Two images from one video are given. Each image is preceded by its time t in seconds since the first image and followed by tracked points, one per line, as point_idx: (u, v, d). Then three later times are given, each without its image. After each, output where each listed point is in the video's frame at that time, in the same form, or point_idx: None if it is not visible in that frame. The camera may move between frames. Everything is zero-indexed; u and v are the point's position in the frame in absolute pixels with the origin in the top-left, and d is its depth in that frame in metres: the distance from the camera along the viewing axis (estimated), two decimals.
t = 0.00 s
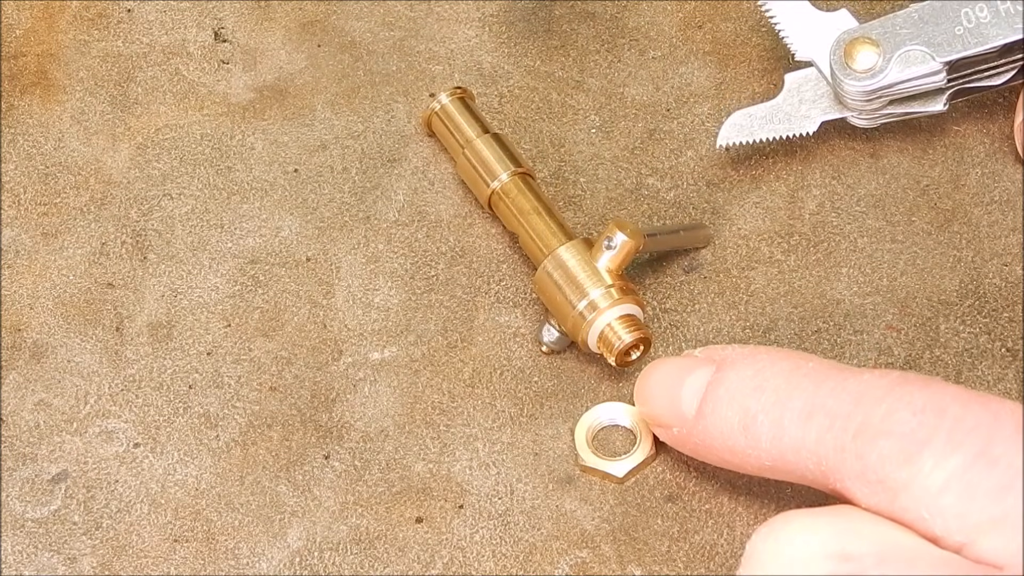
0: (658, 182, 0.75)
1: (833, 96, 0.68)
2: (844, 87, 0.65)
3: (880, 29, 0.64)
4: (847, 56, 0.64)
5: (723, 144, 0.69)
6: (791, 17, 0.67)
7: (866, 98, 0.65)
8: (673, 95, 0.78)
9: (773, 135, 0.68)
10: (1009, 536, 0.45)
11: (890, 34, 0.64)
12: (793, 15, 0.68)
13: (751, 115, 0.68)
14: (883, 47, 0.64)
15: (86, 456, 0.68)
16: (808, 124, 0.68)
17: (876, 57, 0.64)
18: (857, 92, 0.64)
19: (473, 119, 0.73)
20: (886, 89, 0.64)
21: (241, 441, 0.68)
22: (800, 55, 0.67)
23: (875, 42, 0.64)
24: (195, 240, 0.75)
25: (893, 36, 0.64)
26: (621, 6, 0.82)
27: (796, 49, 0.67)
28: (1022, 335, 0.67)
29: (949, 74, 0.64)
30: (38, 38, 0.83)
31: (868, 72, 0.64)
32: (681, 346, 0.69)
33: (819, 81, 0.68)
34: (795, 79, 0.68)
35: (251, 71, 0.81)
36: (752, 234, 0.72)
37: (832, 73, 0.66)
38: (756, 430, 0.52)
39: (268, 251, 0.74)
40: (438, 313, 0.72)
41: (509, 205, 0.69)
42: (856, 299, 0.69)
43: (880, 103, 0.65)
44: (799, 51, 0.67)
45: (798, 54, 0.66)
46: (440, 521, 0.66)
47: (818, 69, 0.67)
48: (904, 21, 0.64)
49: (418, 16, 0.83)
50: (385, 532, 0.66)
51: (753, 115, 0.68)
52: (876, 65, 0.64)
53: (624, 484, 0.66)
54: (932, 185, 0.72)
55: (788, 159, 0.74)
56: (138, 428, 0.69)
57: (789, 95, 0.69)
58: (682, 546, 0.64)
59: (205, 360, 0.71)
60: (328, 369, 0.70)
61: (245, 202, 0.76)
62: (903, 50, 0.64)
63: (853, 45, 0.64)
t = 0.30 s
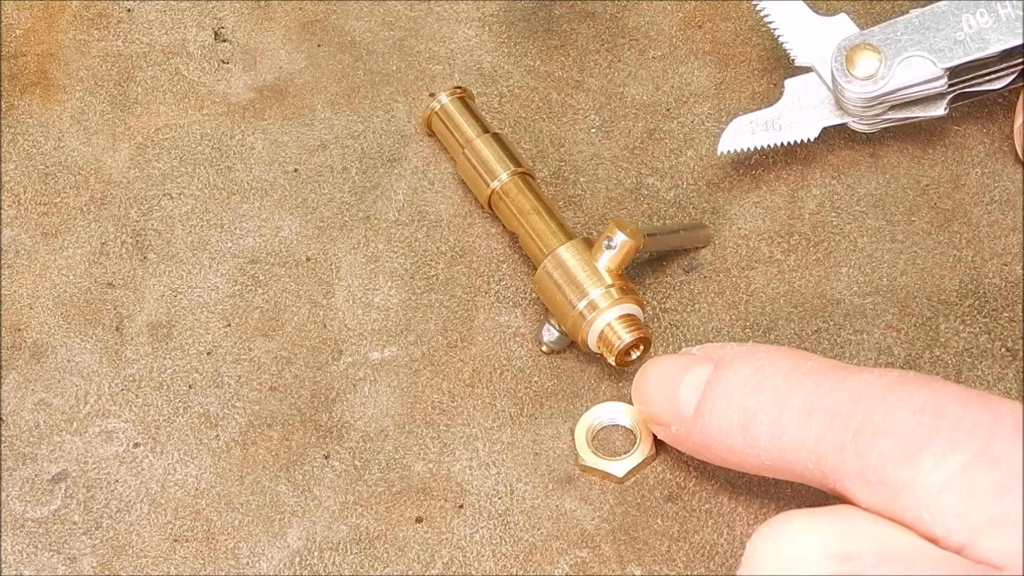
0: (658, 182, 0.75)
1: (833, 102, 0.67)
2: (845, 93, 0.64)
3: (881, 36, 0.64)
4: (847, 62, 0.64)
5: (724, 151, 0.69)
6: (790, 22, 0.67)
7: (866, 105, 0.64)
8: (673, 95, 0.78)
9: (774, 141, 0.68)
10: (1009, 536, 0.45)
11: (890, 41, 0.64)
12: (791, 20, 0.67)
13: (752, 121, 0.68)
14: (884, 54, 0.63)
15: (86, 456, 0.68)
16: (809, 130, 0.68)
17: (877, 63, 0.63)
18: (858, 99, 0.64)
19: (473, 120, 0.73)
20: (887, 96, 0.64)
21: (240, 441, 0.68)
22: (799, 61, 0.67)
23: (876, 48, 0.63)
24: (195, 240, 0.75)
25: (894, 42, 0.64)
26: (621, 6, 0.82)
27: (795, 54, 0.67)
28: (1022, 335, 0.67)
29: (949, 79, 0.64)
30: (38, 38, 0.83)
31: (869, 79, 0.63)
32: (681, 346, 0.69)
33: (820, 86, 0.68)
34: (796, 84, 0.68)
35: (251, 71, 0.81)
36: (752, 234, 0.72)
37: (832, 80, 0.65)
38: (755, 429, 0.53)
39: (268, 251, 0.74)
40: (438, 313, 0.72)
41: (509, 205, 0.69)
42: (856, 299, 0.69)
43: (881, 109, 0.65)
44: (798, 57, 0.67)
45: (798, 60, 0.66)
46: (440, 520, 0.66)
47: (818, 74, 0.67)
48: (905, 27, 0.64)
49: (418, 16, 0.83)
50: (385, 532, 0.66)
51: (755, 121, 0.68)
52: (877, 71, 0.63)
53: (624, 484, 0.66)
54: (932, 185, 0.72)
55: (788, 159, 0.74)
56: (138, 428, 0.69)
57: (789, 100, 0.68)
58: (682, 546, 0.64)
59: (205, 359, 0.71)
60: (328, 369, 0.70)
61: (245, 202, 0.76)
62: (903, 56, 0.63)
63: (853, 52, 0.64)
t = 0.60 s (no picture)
0: (658, 182, 0.75)
1: (833, 102, 0.67)
2: (846, 93, 0.64)
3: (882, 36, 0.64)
4: (849, 63, 0.64)
5: (727, 153, 0.69)
6: (791, 23, 0.67)
7: (867, 105, 0.64)
8: (673, 95, 0.78)
9: (777, 143, 0.68)
10: (1010, 538, 0.45)
11: (891, 42, 0.64)
12: (792, 22, 0.67)
13: (754, 122, 0.68)
14: (886, 54, 0.63)
15: (86, 456, 0.68)
16: (811, 131, 0.68)
17: (879, 64, 0.63)
18: (859, 99, 0.64)
19: (473, 119, 0.73)
20: (888, 97, 0.64)
21: (240, 441, 0.68)
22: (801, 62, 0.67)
23: (878, 49, 0.63)
24: (195, 239, 0.75)
25: (896, 43, 0.64)
26: (621, 6, 0.82)
27: (796, 55, 0.67)
28: (1022, 335, 0.67)
29: (951, 80, 0.64)
30: (38, 38, 0.83)
31: (870, 79, 0.63)
32: (681, 346, 0.69)
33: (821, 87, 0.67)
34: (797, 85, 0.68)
35: (251, 71, 0.81)
36: (752, 234, 0.72)
37: (833, 80, 0.65)
38: (755, 429, 0.53)
39: (268, 251, 0.74)
40: (438, 313, 0.72)
41: (509, 205, 0.69)
42: (856, 299, 0.70)
43: (882, 110, 0.65)
44: (799, 57, 0.67)
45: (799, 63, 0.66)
46: (440, 520, 0.66)
47: (819, 75, 0.67)
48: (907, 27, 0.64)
49: (418, 15, 0.83)
50: (385, 532, 0.66)
51: (756, 121, 0.68)
52: (879, 72, 0.63)
53: (624, 484, 0.66)
54: (932, 185, 0.72)
55: (788, 159, 0.74)
56: (138, 428, 0.69)
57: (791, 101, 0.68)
58: (682, 546, 0.64)
59: (205, 359, 0.71)
60: (328, 369, 0.70)
61: (245, 202, 0.76)
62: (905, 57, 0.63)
63: (855, 52, 0.64)
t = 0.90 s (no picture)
0: (658, 182, 0.75)
1: (833, 101, 0.67)
2: (847, 92, 0.64)
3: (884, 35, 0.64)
4: (850, 61, 0.64)
5: (726, 151, 0.69)
6: (791, 22, 0.67)
7: (868, 104, 0.64)
8: (673, 95, 0.78)
9: (776, 142, 0.68)
10: (1011, 536, 0.45)
11: (893, 40, 0.63)
12: (792, 20, 0.67)
13: (753, 122, 0.68)
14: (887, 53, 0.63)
15: (86, 456, 0.68)
16: (811, 129, 0.68)
17: (880, 62, 0.63)
18: (859, 98, 0.64)
19: (473, 119, 0.73)
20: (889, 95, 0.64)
21: (240, 441, 0.68)
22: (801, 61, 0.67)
23: (879, 48, 0.63)
24: (195, 240, 0.75)
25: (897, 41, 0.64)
26: (621, 6, 0.82)
27: (797, 54, 0.67)
28: (1022, 335, 0.67)
29: (952, 79, 0.63)
30: (38, 38, 0.83)
31: (871, 78, 0.63)
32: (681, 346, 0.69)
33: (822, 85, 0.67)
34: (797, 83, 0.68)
35: (251, 71, 0.81)
36: (752, 234, 0.72)
37: (834, 79, 0.65)
38: (752, 413, 0.52)
39: (268, 251, 0.74)
40: (438, 313, 0.72)
41: (509, 204, 0.69)
42: (856, 299, 0.70)
43: (883, 108, 0.65)
44: (800, 56, 0.67)
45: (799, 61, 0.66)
46: (440, 520, 0.66)
47: (820, 74, 0.67)
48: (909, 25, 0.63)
49: (418, 16, 0.83)
50: (385, 532, 0.66)
51: (756, 121, 0.68)
52: (880, 70, 0.63)
53: (624, 484, 0.66)
54: (932, 185, 0.72)
55: (788, 159, 0.74)
56: (138, 428, 0.69)
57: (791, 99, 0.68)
58: (682, 546, 0.64)
59: (205, 359, 0.71)
60: (328, 369, 0.70)
61: (245, 202, 0.76)
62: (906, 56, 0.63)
63: (855, 51, 0.64)
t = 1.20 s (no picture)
0: (658, 182, 0.75)
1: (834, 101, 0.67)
2: (847, 93, 0.64)
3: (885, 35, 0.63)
4: (849, 62, 0.64)
5: (727, 152, 0.68)
6: (791, 22, 0.67)
7: (868, 105, 0.64)
8: (673, 95, 0.78)
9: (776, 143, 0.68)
10: (1011, 532, 0.45)
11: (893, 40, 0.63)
12: (793, 21, 0.67)
13: (754, 122, 0.68)
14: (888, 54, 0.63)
15: (86, 456, 0.68)
16: (812, 130, 0.68)
17: (879, 63, 0.63)
18: (860, 98, 0.64)
19: (473, 119, 0.73)
20: (890, 95, 0.64)
21: (240, 441, 0.68)
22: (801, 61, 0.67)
23: (879, 48, 0.63)
24: (195, 240, 0.75)
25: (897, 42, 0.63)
26: (621, 6, 0.82)
27: (797, 54, 0.67)
28: (1022, 335, 0.67)
29: (953, 80, 0.63)
30: (38, 38, 0.83)
31: (872, 78, 0.63)
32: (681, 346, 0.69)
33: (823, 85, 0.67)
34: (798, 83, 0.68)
35: (251, 71, 0.81)
36: (752, 234, 0.72)
37: (835, 79, 0.65)
38: (750, 403, 0.51)
39: (268, 251, 0.74)
40: (438, 313, 0.72)
41: (509, 205, 0.69)
42: (856, 299, 0.69)
43: (883, 109, 0.65)
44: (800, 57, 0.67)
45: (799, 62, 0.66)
46: (440, 520, 0.66)
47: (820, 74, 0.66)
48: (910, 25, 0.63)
49: (418, 15, 0.83)
50: (385, 532, 0.66)
51: (757, 121, 0.68)
52: (879, 72, 0.63)
53: (624, 484, 0.66)
54: (932, 185, 0.72)
55: (788, 159, 0.74)
56: (138, 428, 0.69)
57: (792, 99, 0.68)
58: (682, 546, 0.64)
59: (205, 359, 0.71)
60: (328, 369, 0.70)
61: (245, 202, 0.76)
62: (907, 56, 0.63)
63: (855, 51, 0.64)
